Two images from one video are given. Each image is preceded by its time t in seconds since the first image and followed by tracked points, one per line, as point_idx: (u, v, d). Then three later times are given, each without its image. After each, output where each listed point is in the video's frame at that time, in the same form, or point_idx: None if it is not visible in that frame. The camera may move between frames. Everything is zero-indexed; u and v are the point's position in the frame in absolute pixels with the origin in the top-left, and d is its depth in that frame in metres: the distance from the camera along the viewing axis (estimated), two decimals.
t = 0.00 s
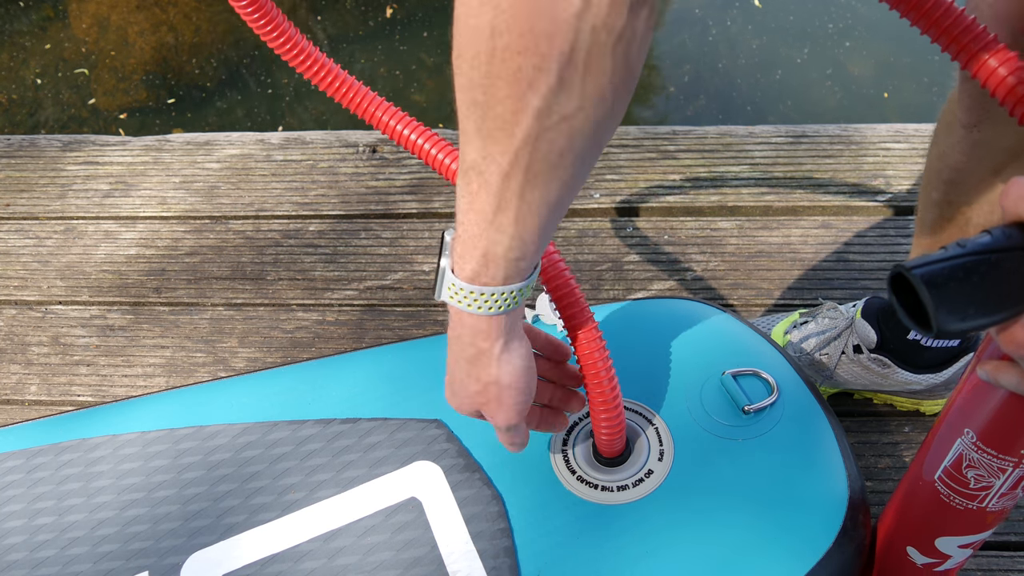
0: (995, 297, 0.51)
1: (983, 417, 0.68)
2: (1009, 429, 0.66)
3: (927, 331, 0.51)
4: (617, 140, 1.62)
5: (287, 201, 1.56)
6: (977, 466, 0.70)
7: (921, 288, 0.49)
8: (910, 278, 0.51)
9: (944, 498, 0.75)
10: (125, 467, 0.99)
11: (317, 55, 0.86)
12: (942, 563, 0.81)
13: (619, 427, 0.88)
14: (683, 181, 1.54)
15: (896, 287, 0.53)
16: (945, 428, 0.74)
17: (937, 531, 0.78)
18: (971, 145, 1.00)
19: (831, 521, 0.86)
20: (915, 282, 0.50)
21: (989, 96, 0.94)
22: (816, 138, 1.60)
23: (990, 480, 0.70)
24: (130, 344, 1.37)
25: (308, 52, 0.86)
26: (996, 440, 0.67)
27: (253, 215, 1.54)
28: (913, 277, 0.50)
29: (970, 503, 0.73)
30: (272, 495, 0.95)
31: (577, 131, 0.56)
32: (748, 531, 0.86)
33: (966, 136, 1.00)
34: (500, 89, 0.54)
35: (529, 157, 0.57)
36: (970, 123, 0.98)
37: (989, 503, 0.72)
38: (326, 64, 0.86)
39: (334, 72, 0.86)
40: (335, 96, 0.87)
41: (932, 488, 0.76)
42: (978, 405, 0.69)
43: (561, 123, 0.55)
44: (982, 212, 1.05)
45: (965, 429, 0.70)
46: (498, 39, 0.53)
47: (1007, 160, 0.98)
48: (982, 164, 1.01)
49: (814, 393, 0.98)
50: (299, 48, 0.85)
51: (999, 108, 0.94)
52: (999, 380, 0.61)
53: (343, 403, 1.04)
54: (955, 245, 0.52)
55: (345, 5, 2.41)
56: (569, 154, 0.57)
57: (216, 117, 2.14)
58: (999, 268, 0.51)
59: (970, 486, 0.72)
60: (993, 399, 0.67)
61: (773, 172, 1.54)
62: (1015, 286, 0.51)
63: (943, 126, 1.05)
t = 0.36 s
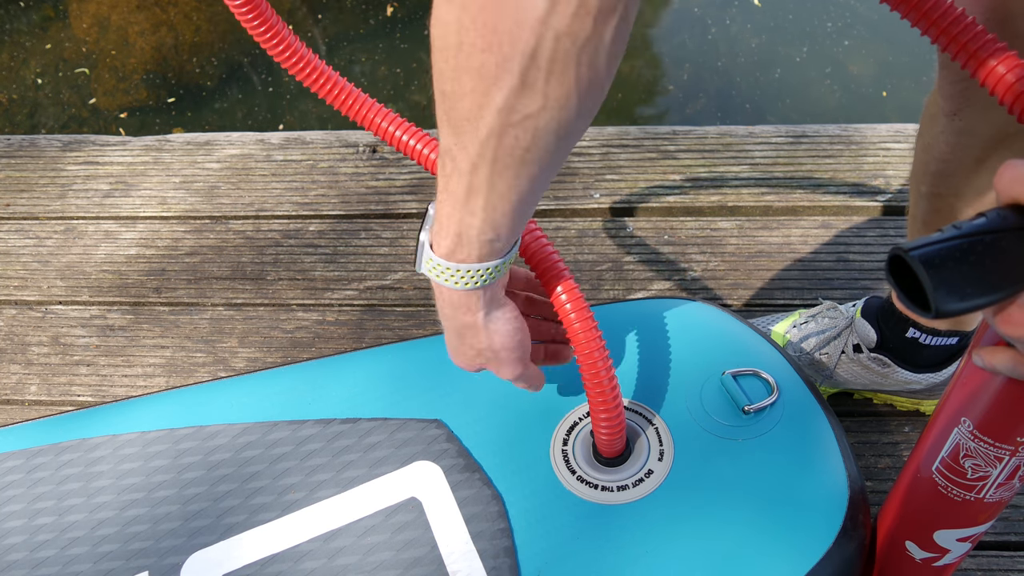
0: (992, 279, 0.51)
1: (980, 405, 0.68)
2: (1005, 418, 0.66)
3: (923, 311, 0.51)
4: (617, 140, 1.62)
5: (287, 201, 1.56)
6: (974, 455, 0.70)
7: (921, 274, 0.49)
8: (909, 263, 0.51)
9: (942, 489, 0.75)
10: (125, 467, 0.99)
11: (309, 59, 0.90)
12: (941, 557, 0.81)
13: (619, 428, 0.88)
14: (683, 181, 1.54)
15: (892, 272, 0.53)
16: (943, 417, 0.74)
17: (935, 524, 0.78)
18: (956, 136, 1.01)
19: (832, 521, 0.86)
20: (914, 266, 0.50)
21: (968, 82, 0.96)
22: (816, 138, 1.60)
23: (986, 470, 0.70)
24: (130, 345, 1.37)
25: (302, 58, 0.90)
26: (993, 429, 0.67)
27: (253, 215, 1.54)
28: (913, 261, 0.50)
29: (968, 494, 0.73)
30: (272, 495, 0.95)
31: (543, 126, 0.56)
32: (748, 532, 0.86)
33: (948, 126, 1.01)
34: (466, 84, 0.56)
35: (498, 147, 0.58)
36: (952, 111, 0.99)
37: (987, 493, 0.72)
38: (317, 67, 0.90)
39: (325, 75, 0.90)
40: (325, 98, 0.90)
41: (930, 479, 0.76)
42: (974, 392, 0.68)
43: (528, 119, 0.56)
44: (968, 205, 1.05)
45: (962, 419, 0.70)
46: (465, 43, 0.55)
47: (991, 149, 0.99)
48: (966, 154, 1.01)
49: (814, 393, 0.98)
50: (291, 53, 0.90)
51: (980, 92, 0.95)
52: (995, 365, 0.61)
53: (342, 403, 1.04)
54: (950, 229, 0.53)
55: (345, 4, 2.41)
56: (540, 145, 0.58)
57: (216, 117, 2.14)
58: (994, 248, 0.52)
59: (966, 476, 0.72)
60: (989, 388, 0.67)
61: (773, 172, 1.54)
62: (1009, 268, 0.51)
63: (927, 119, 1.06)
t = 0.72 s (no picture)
0: (1000, 270, 0.51)
1: (980, 399, 0.68)
2: (1005, 410, 0.66)
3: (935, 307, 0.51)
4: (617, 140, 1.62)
5: (287, 201, 1.56)
6: (974, 449, 0.70)
7: (928, 267, 0.49)
8: (915, 258, 0.51)
9: (942, 485, 0.75)
10: (125, 467, 0.99)
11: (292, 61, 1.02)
12: (941, 554, 0.81)
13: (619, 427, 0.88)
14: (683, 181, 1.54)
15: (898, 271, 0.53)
16: (942, 411, 0.74)
17: (935, 520, 0.78)
18: (953, 132, 1.02)
19: (832, 521, 0.86)
20: (921, 260, 0.50)
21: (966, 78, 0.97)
22: (816, 138, 1.60)
23: (986, 464, 0.70)
24: (130, 344, 1.36)
25: (284, 59, 1.02)
26: (992, 422, 0.67)
27: (253, 215, 1.54)
28: (919, 256, 0.50)
29: (968, 489, 0.73)
30: (272, 495, 0.95)
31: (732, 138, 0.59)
32: (748, 532, 0.86)
33: (946, 123, 1.02)
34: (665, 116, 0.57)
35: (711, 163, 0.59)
36: (949, 108, 1.01)
37: (987, 488, 0.72)
38: (299, 68, 1.02)
39: (308, 76, 1.02)
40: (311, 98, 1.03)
41: (930, 475, 0.76)
42: (973, 385, 0.68)
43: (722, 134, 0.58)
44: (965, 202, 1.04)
45: (961, 412, 0.70)
46: (642, 79, 0.56)
47: (987, 145, 0.99)
48: (964, 150, 1.01)
49: (814, 393, 0.98)
50: (275, 56, 1.01)
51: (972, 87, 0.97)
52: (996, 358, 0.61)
53: (343, 403, 1.04)
54: (954, 224, 0.53)
55: (345, 4, 2.41)
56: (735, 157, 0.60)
57: (216, 117, 2.14)
58: (1000, 241, 0.52)
59: (967, 471, 0.72)
60: (989, 380, 0.66)
61: (773, 173, 1.54)
62: (1014, 259, 0.52)
63: (926, 116, 1.07)
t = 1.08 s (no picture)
0: (1001, 264, 0.51)
1: (978, 393, 0.67)
2: (1003, 404, 0.66)
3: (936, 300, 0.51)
4: (617, 140, 1.62)
5: (287, 201, 1.56)
6: (974, 444, 0.70)
7: (930, 261, 0.50)
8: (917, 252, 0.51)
9: (941, 481, 0.75)
10: (125, 468, 0.99)
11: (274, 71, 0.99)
12: (941, 551, 0.81)
13: (619, 427, 0.88)
14: (683, 181, 1.54)
15: (903, 265, 0.53)
16: (940, 407, 0.73)
17: (934, 517, 0.78)
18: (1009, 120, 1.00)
19: (832, 521, 0.86)
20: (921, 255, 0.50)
21: None
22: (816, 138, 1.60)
23: (985, 459, 0.70)
24: (130, 344, 1.37)
25: (263, 68, 0.98)
26: (992, 417, 0.67)
27: (253, 216, 1.54)
28: (921, 251, 0.50)
29: (967, 485, 0.73)
30: (272, 495, 0.95)
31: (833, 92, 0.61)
32: (748, 531, 0.86)
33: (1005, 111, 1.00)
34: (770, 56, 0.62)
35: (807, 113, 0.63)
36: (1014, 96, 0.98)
37: (986, 484, 0.72)
38: (283, 79, 0.99)
39: (287, 85, 0.98)
40: (298, 109, 0.99)
41: (929, 473, 0.76)
42: (972, 380, 0.68)
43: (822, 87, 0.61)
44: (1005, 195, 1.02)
45: (960, 407, 0.70)
46: None
47: None
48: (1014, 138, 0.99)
49: (815, 393, 0.98)
50: (256, 67, 0.97)
51: None
52: (994, 352, 0.64)
53: (343, 403, 1.04)
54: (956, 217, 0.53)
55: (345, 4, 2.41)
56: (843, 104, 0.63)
57: (216, 117, 2.14)
58: (1001, 235, 0.52)
59: (966, 466, 0.72)
60: (988, 374, 0.66)
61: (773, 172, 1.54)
62: (1015, 253, 0.52)
63: (983, 106, 1.05)
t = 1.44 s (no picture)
0: (999, 265, 0.52)
1: (977, 393, 0.68)
2: (1003, 404, 0.66)
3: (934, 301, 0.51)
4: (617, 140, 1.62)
5: (287, 201, 1.56)
6: (972, 444, 0.70)
7: (928, 262, 0.50)
8: (916, 254, 0.51)
9: (941, 482, 0.75)
10: (125, 468, 0.99)
11: (268, 76, 1.03)
12: (940, 552, 0.81)
13: (619, 427, 0.88)
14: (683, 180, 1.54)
15: (902, 267, 0.53)
16: (939, 408, 0.73)
17: (933, 517, 0.78)
18: None
19: (832, 521, 0.86)
20: (920, 256, 0.50)
21: None
22: (816, 137, 1.59)
23: (984, 459, 0.70)
24: (130, 344, 1.37)
25: (258, 72, 1.03)
26: (990, 417, 0.67)
27: (253, 216, 1.54)
28: (919, 252, 0.50)
29: (967, 486, 0.73)
30: (272, 495, 0.95)
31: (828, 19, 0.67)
32: (748, 531, 0.86)
33: None
34: None
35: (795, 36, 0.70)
36: None
37: (985, 484, 0.72)
38: (275, 82, 1.03)
39: (280, 88, 1.03)
40: (292, 112, 1.03)
41: (929, 473, 0.76)
42: (972, 380, 0.68)
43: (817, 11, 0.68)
44: None
45: (959, 407, 0.70)
46: None
47: None
48: None
49: (815, 393, 0.98)
50: (247, 69, 1.02)
51: None
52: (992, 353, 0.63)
53: (342, 403, 1.04)
54: (954, 219, 0.53)
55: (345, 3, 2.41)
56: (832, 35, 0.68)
57: (216, 117, 2.14)
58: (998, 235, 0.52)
59: (965, 467, 0.72)
60: (988, 375, 0.66)
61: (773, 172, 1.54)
62: (1012, 254, 0.52)
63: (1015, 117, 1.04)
